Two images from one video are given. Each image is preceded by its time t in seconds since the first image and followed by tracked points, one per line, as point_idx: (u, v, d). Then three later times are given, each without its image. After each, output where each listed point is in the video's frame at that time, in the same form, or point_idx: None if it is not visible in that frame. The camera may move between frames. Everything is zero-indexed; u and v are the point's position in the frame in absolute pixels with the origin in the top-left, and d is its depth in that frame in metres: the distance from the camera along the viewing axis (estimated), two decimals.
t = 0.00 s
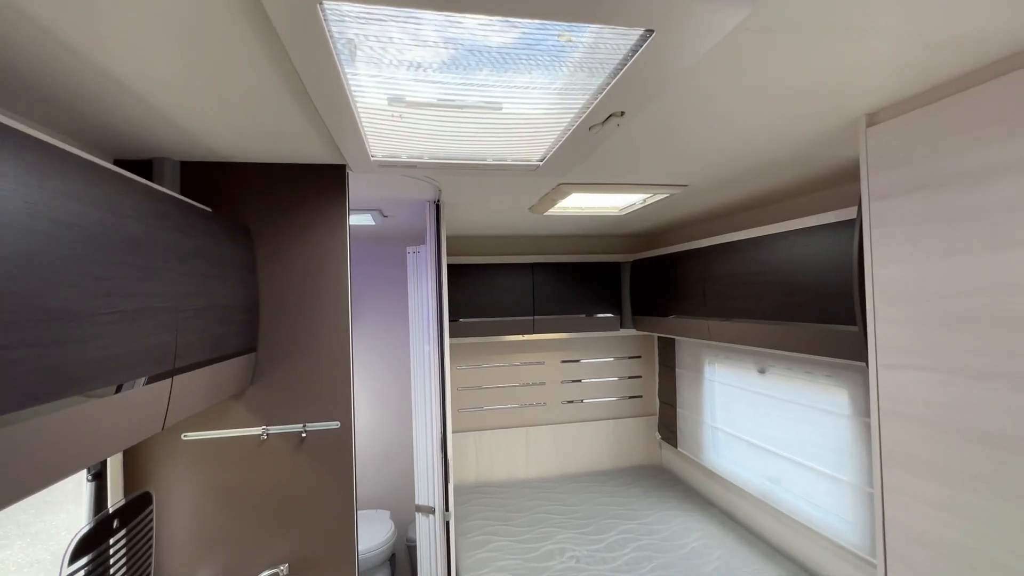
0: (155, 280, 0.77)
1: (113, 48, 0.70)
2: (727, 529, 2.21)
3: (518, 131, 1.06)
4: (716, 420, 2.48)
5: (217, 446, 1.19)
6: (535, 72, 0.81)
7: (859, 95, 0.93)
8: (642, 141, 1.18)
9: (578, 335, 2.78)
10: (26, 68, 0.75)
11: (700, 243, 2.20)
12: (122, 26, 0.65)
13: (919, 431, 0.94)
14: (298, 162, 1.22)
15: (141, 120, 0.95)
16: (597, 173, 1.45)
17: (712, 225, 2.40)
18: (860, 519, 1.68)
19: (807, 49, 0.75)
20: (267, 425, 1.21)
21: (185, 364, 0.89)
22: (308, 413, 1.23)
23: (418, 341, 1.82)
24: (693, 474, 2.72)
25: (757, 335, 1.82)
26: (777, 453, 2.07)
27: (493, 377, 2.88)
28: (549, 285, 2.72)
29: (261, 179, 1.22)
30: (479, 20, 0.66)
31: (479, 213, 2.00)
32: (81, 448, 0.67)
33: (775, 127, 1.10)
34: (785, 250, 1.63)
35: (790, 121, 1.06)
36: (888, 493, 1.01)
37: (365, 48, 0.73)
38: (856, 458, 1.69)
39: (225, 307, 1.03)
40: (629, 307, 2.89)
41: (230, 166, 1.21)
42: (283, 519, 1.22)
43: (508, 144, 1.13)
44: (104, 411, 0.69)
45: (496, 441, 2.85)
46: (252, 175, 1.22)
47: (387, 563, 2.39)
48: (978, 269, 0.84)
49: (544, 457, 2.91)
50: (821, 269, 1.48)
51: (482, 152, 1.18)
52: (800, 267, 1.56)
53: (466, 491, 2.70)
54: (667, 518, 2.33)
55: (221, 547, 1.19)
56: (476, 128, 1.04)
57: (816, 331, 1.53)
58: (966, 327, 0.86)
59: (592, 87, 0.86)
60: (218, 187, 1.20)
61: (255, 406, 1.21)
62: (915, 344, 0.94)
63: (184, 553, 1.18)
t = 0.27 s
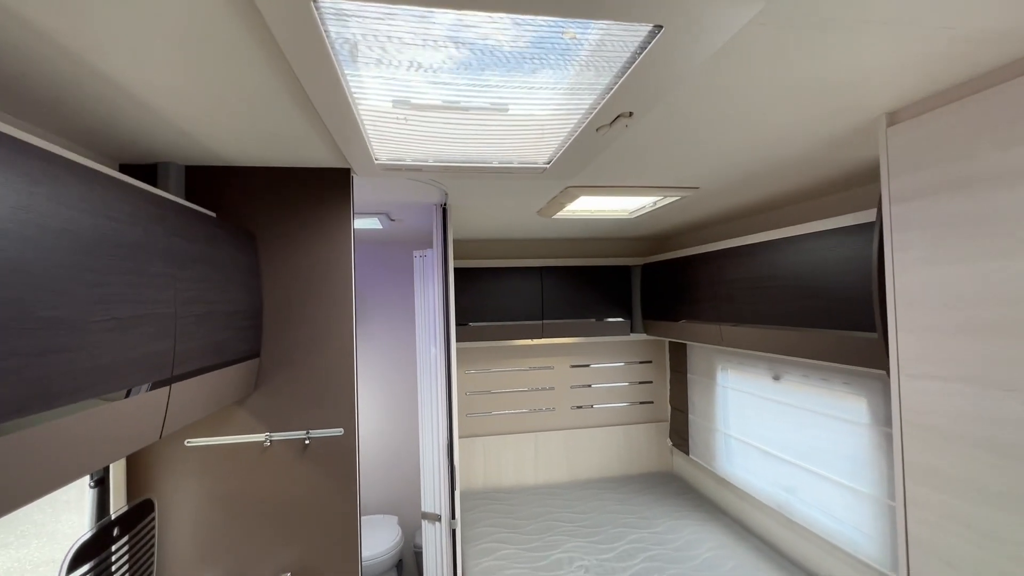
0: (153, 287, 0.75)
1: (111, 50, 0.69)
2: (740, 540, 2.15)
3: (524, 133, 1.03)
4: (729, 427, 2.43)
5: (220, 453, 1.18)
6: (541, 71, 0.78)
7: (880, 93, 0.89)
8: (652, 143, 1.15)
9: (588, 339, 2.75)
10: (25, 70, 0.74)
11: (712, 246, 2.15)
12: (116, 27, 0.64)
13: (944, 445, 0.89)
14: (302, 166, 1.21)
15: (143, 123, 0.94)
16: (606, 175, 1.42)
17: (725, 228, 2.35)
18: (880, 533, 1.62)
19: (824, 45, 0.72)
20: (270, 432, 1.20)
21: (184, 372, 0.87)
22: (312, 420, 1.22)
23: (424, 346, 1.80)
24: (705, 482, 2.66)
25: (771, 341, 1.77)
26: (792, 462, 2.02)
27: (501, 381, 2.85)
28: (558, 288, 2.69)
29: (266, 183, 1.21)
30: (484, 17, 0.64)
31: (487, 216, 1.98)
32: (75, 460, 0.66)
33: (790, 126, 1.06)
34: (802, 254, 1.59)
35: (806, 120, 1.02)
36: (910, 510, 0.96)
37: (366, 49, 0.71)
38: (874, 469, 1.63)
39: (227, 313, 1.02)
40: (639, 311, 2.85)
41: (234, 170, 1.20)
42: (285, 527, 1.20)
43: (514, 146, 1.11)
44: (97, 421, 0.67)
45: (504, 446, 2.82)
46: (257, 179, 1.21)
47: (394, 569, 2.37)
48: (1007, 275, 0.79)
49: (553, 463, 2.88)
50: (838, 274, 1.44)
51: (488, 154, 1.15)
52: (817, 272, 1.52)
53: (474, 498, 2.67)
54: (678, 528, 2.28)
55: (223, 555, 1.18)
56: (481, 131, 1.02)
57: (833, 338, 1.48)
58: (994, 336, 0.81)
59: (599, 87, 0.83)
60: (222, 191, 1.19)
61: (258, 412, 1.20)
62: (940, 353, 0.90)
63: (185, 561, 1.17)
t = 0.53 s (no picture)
0: (154, 296, 0.75)
1: (113, 56, 0.69)
2: (755, 552, 2.10)
3: (534, 138, 1.01)
4: (744, 435, 2.37)
5: (226, 461, 1.17)
6: (550, 76, 0.76)
7: (904, 94, 0.86)
8: (665, 147, 1.12)
9: (599, 345, 2.71)
10: (28, 77, 0.74)
11: (726, 251, 2.11)
12: (116, 32, 0.63)
13: (972, 463, 0.85)
14: (309, 172, 1.20)
15: (148, 130, 0.94)
16: (618, 180, 1.39)
17: (740, 232, 2.30)
18: (903, 548, 1.57)
19: (843, 45, 0.69)
20: (276, 440, 1.19)
21: (186, 382, 0.86)
22: (318, 428, 1.20)
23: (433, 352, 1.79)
24: (719, 492, 2.61)
25: (788, 349, 1.73)
26: (810, 473, 1.96)
27: (511, 387, 2.83)
28: (569, 293, 2.66)
29: (273, 190, 1.21)
30: (491, 20, 0.62)
31: (497, 221, 1.96)
32: (70, 476, 0.65)
33: (807, 129, 1.03)
34: (820, 259, 1.54)
35: (824, 122, 0.99)
36: (936, 530, 0.92)
37: (371, 54, 0.69)
38: (897, 483, 1.58)
39: (232, 321, 1.01)
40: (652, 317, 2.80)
41: (242, 177, 1.20)
42: (291, 537, 1.19)
43: (522, 151, 1.09)
44: (94, 436, 0.66)
45: (514, 453, 2.80)
46: (264, 186, 1.20)
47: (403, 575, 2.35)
48: None
49: (564, 470, 2.84)
50: (859, 280, 1.39)
51: (497, 159, 1.14)
52: (836, 278, 1.47)
53: (483, 505, 2.65)
54: (691, 539, 2.23)
55: (228, 565, 1.17)
56: (489, 136, 1.00)
57: (853, 347, 1.44)
58: None
59: (609, 91, 0.81)
60: (230, 198, 1.19)
61: (265, 420, 1.19)
62: (968, 367, 0.86)
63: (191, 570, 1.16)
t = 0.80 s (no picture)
0: (158, 306, 0.74)
1: (118, 61, 0.68)
2: (770, 565, 2.05)
3: (544, 143, 0.99)
4: (759, 444, 2.32)
5: (233, 469, 1.17)
6: (560, 80, 0.74)
7: (929, 95, 0.82)
8: (677, 151, 1.10)
9: (610, 351, 2.68)
10: (36, 84, 0.74)
11: (740, 256, 2.07)
12: (120, 37, 0.62)
13: (1004, 484, 0.80)
14: (317, 178, 1.20)
15: (157, 136, 0.94)
16: (629, 185, 1.36)
17: (754, 237, 2.25)
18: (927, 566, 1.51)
19: (866, 45, 0.66)
20: (284, 449, 1.18)
21: (190, 392, 0.85)
22: (326, 436, 1.19)
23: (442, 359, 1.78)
24: (732, 501, 2.55)
25: (805, 357, 1.68)
26: (829, 485, 1.91)
27: (521, 392, 2.80)
28: (580, 298, 2.64)
29: (282, 196, 1.20)
30: (499, 24, 0.60)
31: (507, 226, 1.94)
32: (69, 490, 0.64)
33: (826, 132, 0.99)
34: (840, 266, 1.50)
35: (844, 125, 0.95)
36: (965, 553, 0.87)
37: (376, 60, 0.68)
38: (920, 498, 1.52)
39: (238, 328, 1.00)
40: (664, 322, 2.76)
41: (250, 183, 1.19)
42: (296, 547, 1.18)
43: (532, 157, 1.07)
44: (94, 449, 0.65)
45: (524, 459, 2.77)
46: (272, 192, 1.20)
47: None
48: None
49: (574, 477, 2.81)
50: (881, 288, 1.35)
51: (506, 165, 1.12)
52: (857, 285, 1.43)
53: (492, 511, 2.63)
54: (704, 550, 2.19)
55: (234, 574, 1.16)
56: (498, 141, 0.98)
57: (874, 356, 1.39)
58: None
59: (621, 95, 0.78)
60: (238, 204, 1.19)
61: (272, 427, 1.18)
62: (999, 381, 0.82)
63: None
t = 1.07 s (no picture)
0: (159, 313, 0.73)
1: (121, 65, 0.68)
2: None
3: (553, 147, 0.97)
4: (774, 453, 2.27)
5: (239, 476, 1.16)
6: (569, 83, 0.72)
7: (958, 95, 0.78)
8: (691, 154, 1.07)
9: (620, 356, 2.64)
10: (41, 89, 0.73)
11: (755, 260, 2.02)
12: (122, 41, 0.61)
13: None
14: (324, 182, 1.19)
15: (163, 141, 0.94)
16: (641, 189, 1.34)
17: (769, 241, 2.21)
18: None
19: (891, 44, 0.63)
20: (290, 455, 1.17)
21: (193, 401, 0.84)
22: (331, 444, 1.18)
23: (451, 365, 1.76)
24: (746, 511, 2.50)
25: (823, 365, 1.63)
26: (847, 497, 1.85)
27: (530, 397, 2.77)
28: (590, 303, 2.60)
29: (289, 201, 1.20)
30: (505, 25, 0.58)
31: (516, 230, 1.92)
32: (65, 502, 0.63)
33: (846, 134, 0.96)
34: (860, 271, 1.45)
35: (866, 127, 0.92)
36: None
37: (380, 63, 0.66)
38: (944, 514, 1.47)
39: (243, 334, 0.99)
40: (676, 327, 2.72)
41: (258, 188, 1.19)
42: (301, 556, 1.16)
43: (541, 161, 1.05)
44: (91, 460, 0.64)
45: (533, 465, 2.74)
46: (280, 197, 1.19)
47: None
48: None
49: (583, 484, 2.77)
50: (903, 295, 1.30)
51: (515, 169, 1.10)
52: (877, 292, 1.38)
53: (500, 518, 2.60)
54: (716, 561, 2.14)
55: None
56: (506, 145, 0.96)
57: (895, 365, 1.34)
58: None
59: (632, 98, 0.76)
60: (246, 209, 1.18)
61: (277, 434, 1.17)
62: None
63: None
